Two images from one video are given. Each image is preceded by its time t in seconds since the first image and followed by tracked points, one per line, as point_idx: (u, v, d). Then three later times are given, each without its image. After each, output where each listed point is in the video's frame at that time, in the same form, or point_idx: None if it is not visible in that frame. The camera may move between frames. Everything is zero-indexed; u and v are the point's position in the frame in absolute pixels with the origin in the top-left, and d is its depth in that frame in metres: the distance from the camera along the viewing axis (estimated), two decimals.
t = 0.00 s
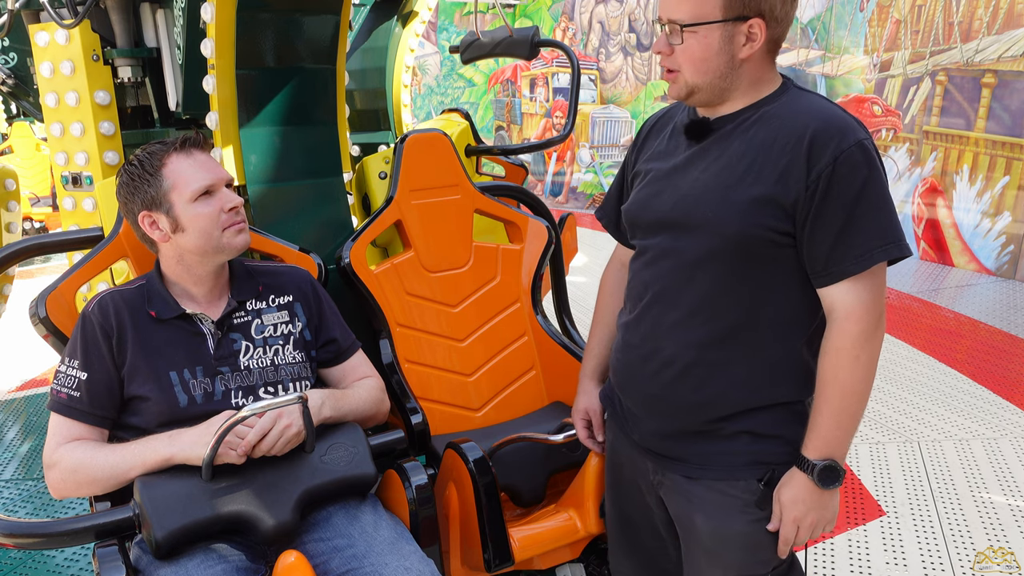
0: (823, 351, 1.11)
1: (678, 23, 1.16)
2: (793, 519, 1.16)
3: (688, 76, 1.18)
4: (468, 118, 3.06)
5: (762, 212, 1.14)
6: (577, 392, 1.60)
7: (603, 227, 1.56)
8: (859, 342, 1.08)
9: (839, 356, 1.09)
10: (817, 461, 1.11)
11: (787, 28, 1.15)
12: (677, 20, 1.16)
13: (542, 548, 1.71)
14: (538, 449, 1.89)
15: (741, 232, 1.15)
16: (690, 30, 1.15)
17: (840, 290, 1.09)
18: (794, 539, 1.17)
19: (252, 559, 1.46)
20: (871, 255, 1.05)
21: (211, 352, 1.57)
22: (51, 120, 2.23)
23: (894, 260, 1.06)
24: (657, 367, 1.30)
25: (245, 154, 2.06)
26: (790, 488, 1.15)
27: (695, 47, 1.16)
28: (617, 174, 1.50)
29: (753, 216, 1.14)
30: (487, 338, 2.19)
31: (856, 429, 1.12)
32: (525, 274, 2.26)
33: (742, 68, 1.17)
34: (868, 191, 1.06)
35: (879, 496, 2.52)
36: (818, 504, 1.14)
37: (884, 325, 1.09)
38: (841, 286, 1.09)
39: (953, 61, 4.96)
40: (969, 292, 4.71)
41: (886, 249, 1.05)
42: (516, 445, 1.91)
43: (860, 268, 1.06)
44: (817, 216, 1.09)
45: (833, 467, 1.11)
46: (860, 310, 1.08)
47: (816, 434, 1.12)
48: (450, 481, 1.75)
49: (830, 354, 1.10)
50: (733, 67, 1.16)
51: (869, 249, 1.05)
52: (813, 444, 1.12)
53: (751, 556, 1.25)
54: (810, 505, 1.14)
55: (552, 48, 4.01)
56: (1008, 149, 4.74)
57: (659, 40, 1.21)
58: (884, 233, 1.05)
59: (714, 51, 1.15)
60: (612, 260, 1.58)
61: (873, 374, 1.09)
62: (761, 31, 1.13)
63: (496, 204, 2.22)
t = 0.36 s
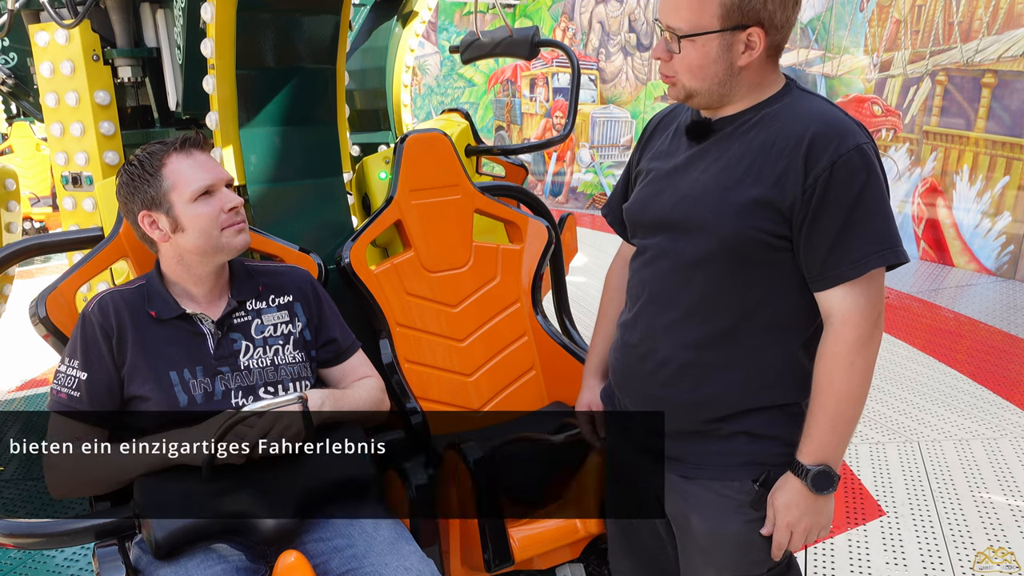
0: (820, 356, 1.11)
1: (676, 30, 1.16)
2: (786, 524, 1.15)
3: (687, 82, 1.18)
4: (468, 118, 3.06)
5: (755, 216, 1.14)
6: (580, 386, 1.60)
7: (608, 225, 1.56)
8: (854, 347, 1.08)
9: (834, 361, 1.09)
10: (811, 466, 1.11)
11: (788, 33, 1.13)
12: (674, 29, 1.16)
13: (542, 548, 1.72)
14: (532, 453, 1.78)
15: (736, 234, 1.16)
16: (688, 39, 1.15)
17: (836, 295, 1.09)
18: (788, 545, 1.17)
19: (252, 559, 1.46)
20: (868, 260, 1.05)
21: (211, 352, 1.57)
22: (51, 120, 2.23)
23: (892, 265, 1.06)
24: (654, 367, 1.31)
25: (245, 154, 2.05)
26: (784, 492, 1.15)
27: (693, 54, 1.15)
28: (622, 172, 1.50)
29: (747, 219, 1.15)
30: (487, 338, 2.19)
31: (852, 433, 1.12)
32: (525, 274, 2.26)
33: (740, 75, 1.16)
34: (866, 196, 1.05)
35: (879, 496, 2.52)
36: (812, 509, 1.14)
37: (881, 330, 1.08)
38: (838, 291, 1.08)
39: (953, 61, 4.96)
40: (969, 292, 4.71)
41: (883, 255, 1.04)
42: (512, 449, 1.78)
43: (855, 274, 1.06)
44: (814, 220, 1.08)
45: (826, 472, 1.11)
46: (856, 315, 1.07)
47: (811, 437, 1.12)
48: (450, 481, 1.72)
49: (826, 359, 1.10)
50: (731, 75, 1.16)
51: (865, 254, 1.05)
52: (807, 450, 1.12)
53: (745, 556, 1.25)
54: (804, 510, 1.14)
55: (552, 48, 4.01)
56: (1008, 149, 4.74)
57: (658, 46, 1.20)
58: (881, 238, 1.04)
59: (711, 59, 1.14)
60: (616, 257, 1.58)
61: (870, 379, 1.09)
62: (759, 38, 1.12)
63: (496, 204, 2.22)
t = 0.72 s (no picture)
0: (820, 357, 1.11)
1: (677, 33, 1.15)
2: (786, 526, 1.15)
3: (689, 84, 1.18)
4: (467, 118, 3.06)
5: (755, 217, 1.14)
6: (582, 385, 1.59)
7: (609, 224, 1.56)
8: (855, 349, 1.08)
9: (835, 363, 1.09)
10: (812, 468, 1.11)
11: (789, 34, 1.13)
12: (675, 31, 1.16)
13: (542, 548, 1.72)
14: (532, 454, 1.78)
15: (735, 236, 1.16)
16: (689, 41, 1.14)
17: (837, 296, 1.09)
18: (788, 547, 1.16)
19: (251, 559, 1.46)
20: (868, 262, 1.05)
21: (211, 351, 1.57)
22: (50, 120, 2.23)
23: (892, 267, 1.06)
24: (654, 368, 1.31)
25: (245, 154, 2.05)
26: (784, 494, 1.15)
27: (695, 57, 1.15)
28: (623, 171, 1.50)
29: (746, 220, 1.15)
30: (487, 338, 2.19)
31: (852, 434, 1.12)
32: (525, 274, 2.26)
33: (742, 77, 1.16)
34: (866, 198, 1.05)
35: (879, 496, 2.52)
36: (812, 511, 1.14)
37: (882, 331, 1.08)
38: (838, 292, 1.08)
39: (953, 61, 4.96)
40: (969, 292, 4.71)
41: (884, 257, 1.04)
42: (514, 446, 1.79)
43: (856, 275, 1.06)
44: (814, 222, 1.08)
45: (827, 474, 1.11)
46: (857, 316, 1.07)
47: (811, 439, 1.12)
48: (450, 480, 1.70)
49: (826, 361, 1.10)
50: (733, 76, 1.15)
51: (866, 256, 1.05)
52: (808, 451, 1.12)
53: (745, 557, 1.25)
54: (804, 512, 1.14)
55: (551, 48, 4.00)
56: (1008, 149, 4.74)
57: (660, 48, 1.20)
58: (881, 241, 1.04)
59: (713, 61, 1.14)
60: (616, 257, 1.58)
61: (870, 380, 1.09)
62: (761, 40, 1.12)
63: (496, 204, 2.22)
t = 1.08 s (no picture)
0: (821, 357, 1.11)
1: (676, 33, 1.15)
2: (787, 526, 1.15)
3: (688, 84, 1.18)
4: (467, 118, 3.06)
5: (755, 217, 1.14)
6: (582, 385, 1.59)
7: (609, 224, 1.56)
8: (856, 349, 1.08)
9: (837, 363, 1.09)
10: (812, 469, 1.11)
11: (789, 33, 1.13)
12: (674, 31, 1.16)
13: (541, 548, 1.72)
14: (532, 454, 1.77)
15: (736, 237, 1.16)
16: (689, 42, 1.14)
17: (838, 296, 1.09)
18: (788, 546, 1.17)
19: (251, 559, 1.46)
20: (869, 263, 1.05)
21: (211, 349, 1.57)
22: (50, 120, 2.23)
23: (893, 267, 1.06)
24: (655, 368, 1.31)
25: (245, 154, 2.05)
26: (785, 494, 1.15)
27: (694, 57, 1.15)
28: (623, 172, 1.50)
29: (747, 221, 1.15)
30: (486, 338, 2.19)
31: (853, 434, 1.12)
32: (525, 274, 2.26)
33: (742, 76, 1.16)
34: (867, 198, 1.05)
35: (879, 496, 2.52)
36: (813, 511, 1.14)
37: (883, 332, 1.08)
38: (839, 293, 1.08)
39: (952, 61, 4.96)
40: (969, 292, 4.71)
41: (884, 257, 1.04)
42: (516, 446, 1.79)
43: (857, 276, 1.06)
44: (815, 223, 1.08)
45: (829, 474, 1.10)
46: (858, 317, 1.07)
47: (812, 439, 1.12)
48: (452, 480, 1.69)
49: (827, 362, 1.10)
50: (732, 76, 1.15)
51: (866, 257, 1.05)
52: (809, 452, 1.12)
53: (747, 558, 1.25)
54: (805, 512, 1.14)
55: (551, 48, 4.00)
56: (1008, 149, 4.74)
57: (659, 48, 1.20)
58: (882, 241, 1.04)
59: (712, 61, 1.14)
60: (617, 257, 1.57)
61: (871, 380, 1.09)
62: (760, 39, 1.11)
63: (496, 204, 2.22)
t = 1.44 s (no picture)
0: (822, 356, 1.11)
1: (677, 34, 1.15)
2: (789, 526, 1.15)
3: (690, 85, 1.18)
4: (467, 118, 3.06)
5: (757, 217, 1.14)
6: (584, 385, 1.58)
7: (610, 224, 1.55)
8: (858, 349, 1.08)
9: (838, 363, 1.09)
10: (813, 468, 1.11)
11: (790, 33, 1.12)
12: (675, 33, 1.16)
13: (542, 548, 1.72)
14: (532, 454, 1.78)
15: (738, 237, 1.16)
16: (690, 43, 1.14)
17: (839, 296, 1.09)
18: (789, 546, 1.16)
19: (251, 559, 1.46)
20: (870, 263, 1.05)
21: (212, 349, 1.57)
22: (50, 121, 2.22)
23: (895, 267, 1.05)
24: (656, 368, 1.31)
25: (245, 154, 2.05)
26: (786, 493, 1.15)
27: (696, 58, 1.15)
28: (623, 171, 1.50)
29: (749, 221, 1.15)
30: (486, 338, 2.19)
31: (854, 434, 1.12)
32: (525, 274, 2.26)
33: (744, 76, 1.16)
34: (869, 198, 1.05)
35: (879, 496, 2.52)
36: (814, 511, 1.14)
37: (884, 332, 1.08)
38: (841, 293, 1.08)
39: (952, 61, 4.96)
40: (969, 292, 4.71)
41: (886, 257, 1.04)
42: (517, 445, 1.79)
43: (859, 275, 1.06)
44: (816, 223, 1.08)
45: (830, 473, 1.10)
46: (859, 316, 1.07)
47: (813, 438, 1.12)
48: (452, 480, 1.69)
49: (828, 361, 1.10)
50: (734, 77, 1.15)
51: (868, 257, 1.05)
52: (810, 451, 1.12)
53: (748, 558, 1.26)
54: (806, 512, 1.14)
55: (552, 48, 4.00)
56: (1008, 149, 4.74)
57: (660, 49, 1.20)
58: (884, 240, 1.04)
59: (714, 62, 1.14)
60: (619, 257, 1.57)
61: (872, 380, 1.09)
62: (762, 39, 1.11)
63: (496, 204, 2.22)
